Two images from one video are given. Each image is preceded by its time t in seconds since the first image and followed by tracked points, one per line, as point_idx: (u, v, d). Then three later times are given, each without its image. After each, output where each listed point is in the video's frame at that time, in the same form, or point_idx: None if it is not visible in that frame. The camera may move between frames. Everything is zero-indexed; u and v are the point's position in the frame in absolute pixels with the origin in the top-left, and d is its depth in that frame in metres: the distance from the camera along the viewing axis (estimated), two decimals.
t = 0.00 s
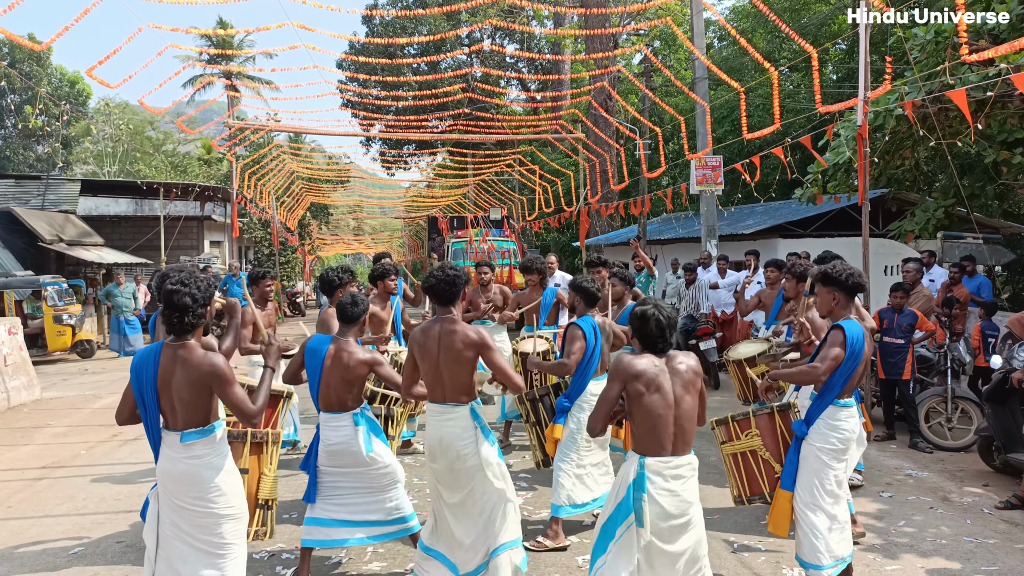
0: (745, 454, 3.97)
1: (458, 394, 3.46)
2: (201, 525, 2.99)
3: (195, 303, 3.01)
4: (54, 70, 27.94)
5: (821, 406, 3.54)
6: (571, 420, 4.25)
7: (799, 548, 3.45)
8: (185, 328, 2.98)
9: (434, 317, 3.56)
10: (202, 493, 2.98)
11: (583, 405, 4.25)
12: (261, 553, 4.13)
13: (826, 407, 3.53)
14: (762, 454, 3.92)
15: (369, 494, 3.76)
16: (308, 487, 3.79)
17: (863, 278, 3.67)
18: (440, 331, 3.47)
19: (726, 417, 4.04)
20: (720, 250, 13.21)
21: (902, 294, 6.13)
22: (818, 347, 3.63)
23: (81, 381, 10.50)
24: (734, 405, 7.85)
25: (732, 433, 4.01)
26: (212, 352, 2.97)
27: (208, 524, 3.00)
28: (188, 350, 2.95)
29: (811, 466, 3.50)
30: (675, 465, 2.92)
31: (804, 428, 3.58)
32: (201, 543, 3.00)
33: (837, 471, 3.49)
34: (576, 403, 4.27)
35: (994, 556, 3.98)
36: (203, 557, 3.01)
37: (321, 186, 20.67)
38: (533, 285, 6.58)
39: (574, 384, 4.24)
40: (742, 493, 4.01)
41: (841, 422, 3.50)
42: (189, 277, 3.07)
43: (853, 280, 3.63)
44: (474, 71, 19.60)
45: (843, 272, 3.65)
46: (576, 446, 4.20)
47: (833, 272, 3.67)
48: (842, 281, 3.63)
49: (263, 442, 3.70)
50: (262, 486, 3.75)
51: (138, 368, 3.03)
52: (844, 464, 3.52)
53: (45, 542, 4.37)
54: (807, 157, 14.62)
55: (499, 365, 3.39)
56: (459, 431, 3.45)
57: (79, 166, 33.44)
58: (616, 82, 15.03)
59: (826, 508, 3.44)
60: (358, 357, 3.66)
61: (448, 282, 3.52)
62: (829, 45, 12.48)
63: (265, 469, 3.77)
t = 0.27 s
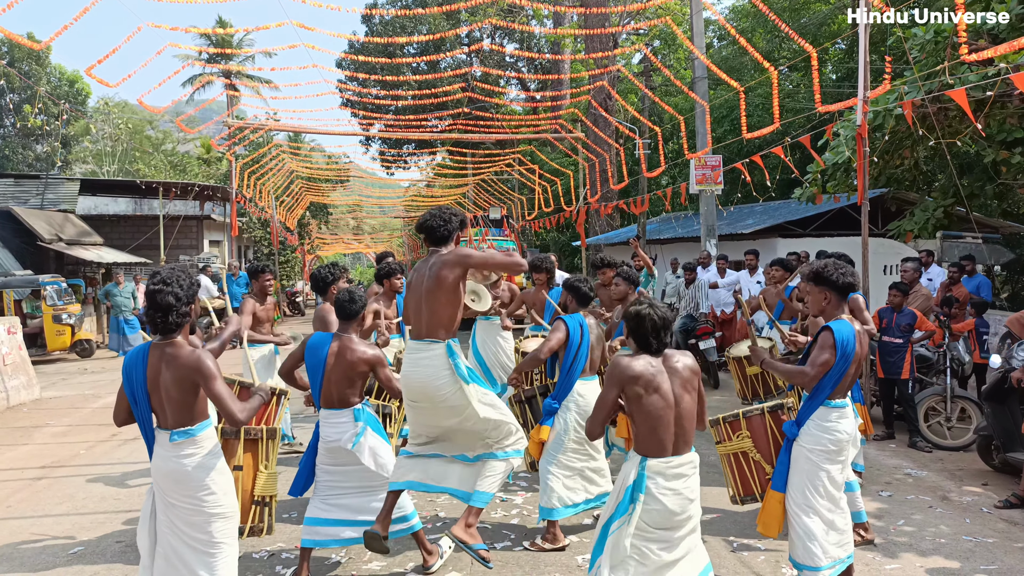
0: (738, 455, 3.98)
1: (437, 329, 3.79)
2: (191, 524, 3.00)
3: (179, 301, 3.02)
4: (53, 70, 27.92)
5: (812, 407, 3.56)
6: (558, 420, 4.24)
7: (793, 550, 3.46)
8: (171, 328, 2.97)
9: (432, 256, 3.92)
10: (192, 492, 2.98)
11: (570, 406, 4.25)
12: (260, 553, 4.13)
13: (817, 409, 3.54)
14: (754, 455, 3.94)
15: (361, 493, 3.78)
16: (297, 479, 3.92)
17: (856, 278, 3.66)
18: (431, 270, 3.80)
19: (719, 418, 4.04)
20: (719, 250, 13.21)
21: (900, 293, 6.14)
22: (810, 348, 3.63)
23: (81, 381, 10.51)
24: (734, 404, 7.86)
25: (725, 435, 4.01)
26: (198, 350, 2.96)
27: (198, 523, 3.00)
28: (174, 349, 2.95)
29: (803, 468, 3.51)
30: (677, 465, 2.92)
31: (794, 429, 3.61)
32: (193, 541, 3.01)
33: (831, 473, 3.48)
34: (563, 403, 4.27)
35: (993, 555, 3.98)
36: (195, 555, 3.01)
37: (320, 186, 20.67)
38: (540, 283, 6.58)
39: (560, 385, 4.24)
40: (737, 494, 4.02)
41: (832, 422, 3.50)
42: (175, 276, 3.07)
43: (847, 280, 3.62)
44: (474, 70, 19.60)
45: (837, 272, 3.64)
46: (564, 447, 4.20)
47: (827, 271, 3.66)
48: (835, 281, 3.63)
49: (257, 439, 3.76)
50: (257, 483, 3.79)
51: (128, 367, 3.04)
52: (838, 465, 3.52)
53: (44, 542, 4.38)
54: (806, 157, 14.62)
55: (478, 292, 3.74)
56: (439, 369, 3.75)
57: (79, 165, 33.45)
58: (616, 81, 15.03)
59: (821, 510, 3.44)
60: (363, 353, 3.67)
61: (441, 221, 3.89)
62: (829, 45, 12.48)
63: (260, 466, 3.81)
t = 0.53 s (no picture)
0: (741, 455, 3.95)
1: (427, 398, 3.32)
2: (195, 526, 2.98)
3: (184, 301, 3.00)
4: (49, 70, 27.87)
5: (815, 407, 3.55)
6: (569, 420, 4.21)
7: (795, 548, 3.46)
8: (174, 328, 2.96)
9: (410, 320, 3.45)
10: (196, 493, 2.96)
11: (582, 407, 4.22)
12: (256, 554, 4.13)
13: (821, 409, 3.53)
14: (757, 454, 3.93)
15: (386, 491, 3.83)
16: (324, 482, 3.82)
17: (855, 279, 3.66)
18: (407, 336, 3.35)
19: (721, 418, 3.97)
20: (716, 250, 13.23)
21: (896, 295, 6.19)
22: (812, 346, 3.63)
23: (76, 382, 10.47)
24: (730, 404, 7.87)
25: (728, 435, 3.95)
26: (204, 351, 2.95)
27: (202, 525, 2.99)
28: (179, 350, 2.94)
29: (805, 466, 3.51)
30: (700, 462, 2.98)
31: (798, 428, 3.60)
32: (195, 544, 2.99)
33: (833, 473, 3.50)
34: (575, 403, 4.22)
35: (988, 555, 3.99)
36: (199, 557, 3.00)
37: (317, 186, 20.66)
38: (523, 285, 6.61)
39: (572, 384, 4.22)
40: (737, 493, 4.00)
41: (836, 422, 3.50)
42: (177, 275, 3.05)
43: (847, 281, 3.62)
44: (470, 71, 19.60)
45: (838, 274, 3.64)
46: (575, 446, 4.20)
47: (827, 273, 3.66)
48: (836, 282, 3.63)
49: (257, 443, 3.69)
50: (257, 487, 3.72)
51: (131, 368, 3.02)
52: (839, 464, 3.53)
53: (38, 543, 4.36)
54: (802, 158, 14.65)
55: (462, 370, 3.29)
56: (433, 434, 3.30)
57: (74, 165, 33.34)
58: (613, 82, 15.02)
59: (821, 508, 3.44)
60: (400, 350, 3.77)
61: (416, 283, 3.40)
62: (825, 46, 12.50)
63: (261, 470, 3.74)
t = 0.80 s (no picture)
0: (748, 451, 3.92)
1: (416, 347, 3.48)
2: (199, 528, 2.98)
3: (198, 301, 3.00)
4: (48, 70, 27.85)
5: (822, 402, 3.55)
6: (578, 419, 4.22)
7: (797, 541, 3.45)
8: (188, 328, 2.96)
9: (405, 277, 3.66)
10: (203, 494, 2.96)
11: (590, 404, 4.20)
12: (256, 554, 4.13)
13: (828, 404, 3.53)
14: (765, 449, 3.88)
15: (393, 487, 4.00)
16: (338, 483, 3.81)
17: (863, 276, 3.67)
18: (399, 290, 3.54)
19: (727, 414, 4.00)
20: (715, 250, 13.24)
21: (901, 295, 6.16)
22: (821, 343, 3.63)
23: (75, 382, 10.47)
24: (730, 404, 7.87)
25: (733, 430, 3.97)
26: (217, 351, 2.95)
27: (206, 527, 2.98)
28: (192, 349, 2.93)
29: (811, 460, 3.51)
30: (695, 448, 2.97)
31: (805, 423, 3.58)
32: (199, 546, 2.98)
33: (837, 467, 3.49)
34: (583, 401, 4.22)
35: (988, 555, 3.99)
36: (202, 559, 2.99)
37: (316, 187, 20.65)
38: (517, 284, 6.60)
39: (580, 383, 4.21)
40: (743, 489, 3.97)
41: (841, 417, 3.50)
42: (191, 276, 3.06)
43: (855, 279, 3.63)
44: (469, 71, 19.60)
45: (846, 271, 3.65)
46: (583, 444, 4.18)
47: (835, 270, 3.67)
48: (844, 279, 3.63)
49: (261, 445, 3.69)
50: (261, 490, 3.70)
51: (139, 367, 3.00)
52: (843, 459, 3.53)
53: (37, 544, 4.35)
54: (801, 158, 14.66)
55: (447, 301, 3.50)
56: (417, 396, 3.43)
57: (72, 166, 33.32)
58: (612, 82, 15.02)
59: (826, 502, 3.44)
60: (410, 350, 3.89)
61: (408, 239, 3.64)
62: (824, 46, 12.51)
63: (263, 473, 3.73)
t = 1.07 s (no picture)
0: (743, 449, 3.92)
1: (416, 382, 3.25)
2: (192, 525, 2.98)
3: (189, 298, 3.01)
4: (46, 67, 27.79)
5: (819, 401, 3.55)
6: (567, 417, 4.20)
7: (794, 540, 3.46)
8: (178, 325, 2.95)
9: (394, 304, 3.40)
10: (195, 492, 2.96)
11: (580, 404, 4.17)
12: (255, 551, 4.12)
13: (824, 403, 3.53)
14: (761, 449, 3.88)
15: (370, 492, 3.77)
16: (311, 484, 3.75)
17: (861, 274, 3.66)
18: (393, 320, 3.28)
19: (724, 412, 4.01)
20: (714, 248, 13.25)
21: (904, 291, 6.16)
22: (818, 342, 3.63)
23: (74, 380, 10.46)
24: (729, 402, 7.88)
25: (730, 428, 3.97)
26: (206, 349, 2.95)
27: (199, 524, 2.98)
28: (181, 348, 2.93)
29: (807, 460, 3.51)
30: (675, 443, 3.01)
31: (801, 422, 3.59)
32: (193, 542, 2.98)
33: (834, 466, 3.50)
34: (572, 401, 4.19)
35: (987, 552, 3.99)
36: (196, 555, 2.99)
37: (315, 184, 20.64)
38: (528, 282, 6.55)
39: (571, 382, 4.17)
40: (740, 488, 3.97)
41: (838, 416, 3.50)
42: (183, 273, 3.08)
43: (852, 276, 3.63)
44: (469, 69, 19.59)
45: (843, 268, 3.65)
46: (571, 443, 4.20)
47: (833, 268, 3.67)
48: (841, 277, 3.63)
49: (258, 441, 3.70)
50: (257, 486, 3.68)
51: (130, 366, 3.00)
52: (840, 458, 3.53)
53: (36, 542, 4.35)
54: (801, 155, 14.67)
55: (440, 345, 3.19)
56: (427, 422, 3.27)
57: (71, 164, 33.27)
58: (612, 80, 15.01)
59: (823, 502, 3.45)
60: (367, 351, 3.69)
61: (402, 264, 3.38)
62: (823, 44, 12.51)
63: (260, 470, 3.72)
